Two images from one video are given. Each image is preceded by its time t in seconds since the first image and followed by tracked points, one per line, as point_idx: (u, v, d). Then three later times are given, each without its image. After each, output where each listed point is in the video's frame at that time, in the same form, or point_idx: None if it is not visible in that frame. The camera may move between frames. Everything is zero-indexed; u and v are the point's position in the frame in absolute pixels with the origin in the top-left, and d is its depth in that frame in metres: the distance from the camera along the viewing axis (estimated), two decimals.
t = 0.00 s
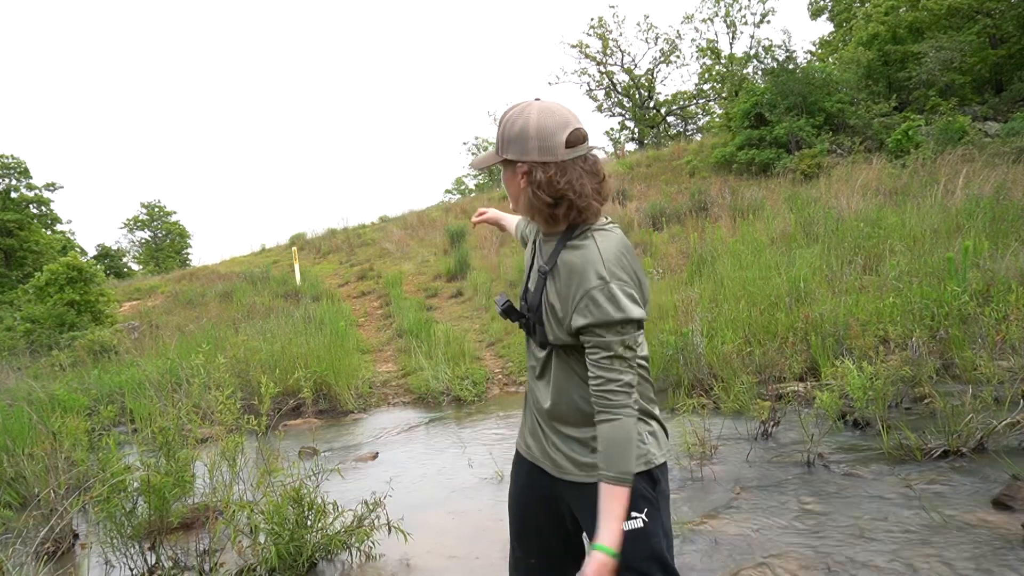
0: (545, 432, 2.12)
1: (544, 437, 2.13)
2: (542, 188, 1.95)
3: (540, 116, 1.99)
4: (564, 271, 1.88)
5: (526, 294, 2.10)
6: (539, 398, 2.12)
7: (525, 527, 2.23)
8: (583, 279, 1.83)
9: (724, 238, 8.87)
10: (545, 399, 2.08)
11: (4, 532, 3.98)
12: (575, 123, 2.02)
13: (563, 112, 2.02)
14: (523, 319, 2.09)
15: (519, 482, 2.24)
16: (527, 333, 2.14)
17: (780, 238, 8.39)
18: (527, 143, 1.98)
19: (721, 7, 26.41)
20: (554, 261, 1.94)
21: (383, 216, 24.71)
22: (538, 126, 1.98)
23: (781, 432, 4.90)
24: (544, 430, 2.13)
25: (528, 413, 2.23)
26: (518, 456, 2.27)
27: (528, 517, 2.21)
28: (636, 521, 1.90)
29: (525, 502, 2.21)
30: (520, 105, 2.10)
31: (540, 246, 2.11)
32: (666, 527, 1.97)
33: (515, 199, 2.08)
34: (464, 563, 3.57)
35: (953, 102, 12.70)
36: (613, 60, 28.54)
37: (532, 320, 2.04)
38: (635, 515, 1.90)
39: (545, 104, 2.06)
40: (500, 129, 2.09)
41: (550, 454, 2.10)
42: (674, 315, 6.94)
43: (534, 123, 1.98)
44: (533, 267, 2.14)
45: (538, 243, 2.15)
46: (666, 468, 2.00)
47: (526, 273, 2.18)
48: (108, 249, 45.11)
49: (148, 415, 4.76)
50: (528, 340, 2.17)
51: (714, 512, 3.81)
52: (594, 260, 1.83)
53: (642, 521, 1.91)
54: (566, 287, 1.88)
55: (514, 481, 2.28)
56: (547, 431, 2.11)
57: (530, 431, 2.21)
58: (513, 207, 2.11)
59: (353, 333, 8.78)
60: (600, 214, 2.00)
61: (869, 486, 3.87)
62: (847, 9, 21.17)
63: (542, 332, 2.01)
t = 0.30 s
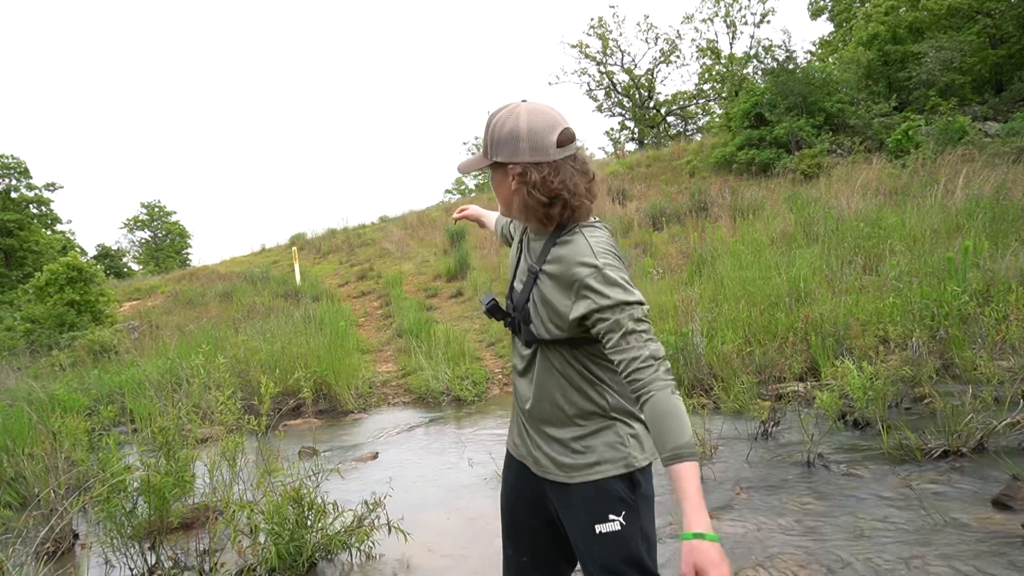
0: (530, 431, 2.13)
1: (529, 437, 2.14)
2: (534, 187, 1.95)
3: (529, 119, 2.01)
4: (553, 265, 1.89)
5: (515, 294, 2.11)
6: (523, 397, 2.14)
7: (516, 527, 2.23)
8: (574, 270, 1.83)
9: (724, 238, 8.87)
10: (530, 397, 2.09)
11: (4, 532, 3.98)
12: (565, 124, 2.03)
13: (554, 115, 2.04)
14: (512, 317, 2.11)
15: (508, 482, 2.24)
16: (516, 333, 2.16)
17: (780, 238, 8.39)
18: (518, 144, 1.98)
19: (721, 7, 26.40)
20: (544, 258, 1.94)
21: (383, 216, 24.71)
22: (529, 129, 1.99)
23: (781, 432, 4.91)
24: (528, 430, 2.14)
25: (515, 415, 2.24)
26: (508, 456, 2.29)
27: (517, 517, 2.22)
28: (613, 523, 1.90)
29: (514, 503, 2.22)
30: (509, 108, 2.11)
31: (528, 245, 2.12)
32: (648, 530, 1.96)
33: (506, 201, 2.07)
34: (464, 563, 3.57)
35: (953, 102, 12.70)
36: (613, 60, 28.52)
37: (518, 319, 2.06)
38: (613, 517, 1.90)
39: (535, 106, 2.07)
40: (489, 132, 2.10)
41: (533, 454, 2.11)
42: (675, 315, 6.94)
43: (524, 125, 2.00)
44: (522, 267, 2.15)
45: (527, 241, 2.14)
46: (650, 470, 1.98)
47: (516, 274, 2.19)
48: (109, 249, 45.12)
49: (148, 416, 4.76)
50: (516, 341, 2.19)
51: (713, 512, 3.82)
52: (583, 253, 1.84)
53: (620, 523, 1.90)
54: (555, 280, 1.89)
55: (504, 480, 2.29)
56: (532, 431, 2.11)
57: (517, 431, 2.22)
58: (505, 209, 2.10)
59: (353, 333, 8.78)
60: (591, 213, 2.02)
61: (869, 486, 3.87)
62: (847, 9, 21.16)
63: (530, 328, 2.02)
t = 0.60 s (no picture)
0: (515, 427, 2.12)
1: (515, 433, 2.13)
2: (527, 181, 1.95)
3: (521, 111, 1.99)
4: (542, 260, 1.90)
5: (503, 288, 2.11)
6: (510, 393, 2.12)
7: (502, 526, 2.23)
8: (562, 266, 1.83)
9: (724, 238, 8.86)
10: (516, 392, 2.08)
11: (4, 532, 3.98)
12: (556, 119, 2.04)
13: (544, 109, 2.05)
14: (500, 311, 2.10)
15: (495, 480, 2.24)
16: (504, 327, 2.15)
17: (780, 238, 8.39)
18: (511, 138, 1.97)
19: (721, 7, 26.41)
20: (534, 253, 1.94)
21: (383, 216, 24.72)
22: (521, 122, 1.98)
23: (781, 432, 4.91)
24: (513, 426, 2.13)
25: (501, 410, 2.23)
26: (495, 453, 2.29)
27: (504, 516, 2.22)
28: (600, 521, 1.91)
29: (500, 501, 2.21)
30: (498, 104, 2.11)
31: (521, 239, 2.12)
32: (635, 531, 1.97)
33: (499, 195, 2.06)
34: (463, 563, 3.57)
35: (953, 102, 12.70)
36: (613, 60, 28.52)
37: (508, 312, 2.05)
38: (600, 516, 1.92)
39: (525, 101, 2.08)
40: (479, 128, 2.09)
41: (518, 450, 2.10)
42: (674, 314, 6.94)
43: (516, 118, 1.99)
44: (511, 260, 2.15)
45: (520, 234, 2.14)
46: (637, 472, 1.98)
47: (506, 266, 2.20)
48: (108, 249, 45.15)
49: (148, 416, 4.76)
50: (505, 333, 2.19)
51: (713, 512, 3.82)
52: (572, 249, 1.84)
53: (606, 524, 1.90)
54: (544, 276, 1.89)
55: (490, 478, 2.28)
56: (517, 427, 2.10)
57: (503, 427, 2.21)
58: (497, 203, 2.09)
59: (353, 333, 8.78)
60: (583, 205, 2.02)
61: (869, 485, 3.87)
62: (847, 9, 21.16)
63: (517, 322, 2.01)
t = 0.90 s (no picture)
0: (483, 427, 2.00)
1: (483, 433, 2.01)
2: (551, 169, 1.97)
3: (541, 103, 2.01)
4: (537, 249, 1.85)
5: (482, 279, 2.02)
6: (483, 393, 2.00)
7: (469, 528, 2.14)
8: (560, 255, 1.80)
9: (724, 238, 8.86)
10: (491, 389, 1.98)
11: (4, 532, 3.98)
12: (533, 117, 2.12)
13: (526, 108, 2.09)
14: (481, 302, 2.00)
15: (460, 482, 2.13)
16: (480, 320, 2.05)
17: (780, 238, 8.39)
18: (542, 125, 1.96)
19: (721, 7, 26.43)
20: (527, 242, 1.89)
21: (383, 216, 24.72)
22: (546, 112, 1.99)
23: (781, 432, 4.90)
24: (479, 425, 2.02)
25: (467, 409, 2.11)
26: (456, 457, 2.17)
27: (470, 516, 2.12)
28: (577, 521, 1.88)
29: (466, 503, 2.11)
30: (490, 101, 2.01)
31: (502, 233, 2.06)
32: (609, 528, 1.95)
33: (513, 184, 1.93)
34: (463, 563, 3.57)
35: (953, 102, 12.71)
36: (613, 60, 28.52)
37: (492, 306, 1.96)
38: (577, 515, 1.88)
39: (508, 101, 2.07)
40: (493, 119, 1.93)
41: (486, 451, 1.99)
42: (675, 314, 6.94)
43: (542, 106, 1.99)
44: (490, 252, 2.07)
45: (499, 231, 2.08)
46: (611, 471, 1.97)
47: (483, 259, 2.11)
48: (108, 249, 45.15)
49: (148, 416, 4.76)
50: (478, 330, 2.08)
51: (713, 512, 3.81)
52: (573, 238, 1.81)
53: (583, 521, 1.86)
54: (538, 265, 1.84)
55: (456, 479, 2.18)
56: (488, 427, 1.99)
57: (468, 427, 2.09)
58: (504, 194, 1.95)
59: (353, 333, 8.78)
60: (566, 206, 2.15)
61: (869, 485, 3.87)
62: (847, 9, 21.16)
63: (501, 314, 1.93)
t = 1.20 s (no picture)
0: (473, 439, 1.85)
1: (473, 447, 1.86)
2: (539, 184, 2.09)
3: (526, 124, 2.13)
4: (544, 252, 1.87)
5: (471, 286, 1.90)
6: (475, 403, 1.85)
7: (449, 542, 1.96)
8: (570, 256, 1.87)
9: (724, 238, 8.87)
10: (484, 397, 1.84)
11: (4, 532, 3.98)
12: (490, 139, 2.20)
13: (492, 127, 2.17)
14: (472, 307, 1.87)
15: (439, 496, 1.95)
16: (462, 328, 1.91)
17: (780, 238, 8.40)
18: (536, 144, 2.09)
19: (720, 7, 26.43)
20: (530, 246, 1.88)
21: (383, 216, 24.73)
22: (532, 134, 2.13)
23: (781, 432, 4.90)
24: (467, 439, 1.86)
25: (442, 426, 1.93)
26: (429, 480, 1.97)
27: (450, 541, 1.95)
28: (575, 521, 1.81)
29: (446, 516, 1.94)
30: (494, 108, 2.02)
31: (480, 245, 1.97)
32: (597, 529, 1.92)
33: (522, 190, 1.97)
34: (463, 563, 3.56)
35: (953, 102, 12.71)
36: (613, 60, 28.51)
37: (491, 309, 1.84)
38: (575, 515, 1.82)
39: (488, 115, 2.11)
40: (516, 124, 1.95)
41: (478, 465, 1.84)
42: (674, 314, 6.94)
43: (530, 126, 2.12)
44: (469, 263, 1.94)
45: (478, 243, 1.98)
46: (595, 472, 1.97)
47: (457, 271, 1.97)
48: (108, 249, 45.17)
49: (149, 415, 4.77)
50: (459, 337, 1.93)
51: (713, 512, 3.81)
52: (579, 243, 1.90)
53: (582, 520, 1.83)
54: (548, 265, 1.85)
55: (431, 494, 1.99)
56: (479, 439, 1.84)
57: (446, 443, 1.91)
58: (514, 198, 1.95)
59: (353, 333, 8.78)
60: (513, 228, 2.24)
61: (869, 486, 3.87)
62: (847, 9, 21.16)
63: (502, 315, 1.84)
